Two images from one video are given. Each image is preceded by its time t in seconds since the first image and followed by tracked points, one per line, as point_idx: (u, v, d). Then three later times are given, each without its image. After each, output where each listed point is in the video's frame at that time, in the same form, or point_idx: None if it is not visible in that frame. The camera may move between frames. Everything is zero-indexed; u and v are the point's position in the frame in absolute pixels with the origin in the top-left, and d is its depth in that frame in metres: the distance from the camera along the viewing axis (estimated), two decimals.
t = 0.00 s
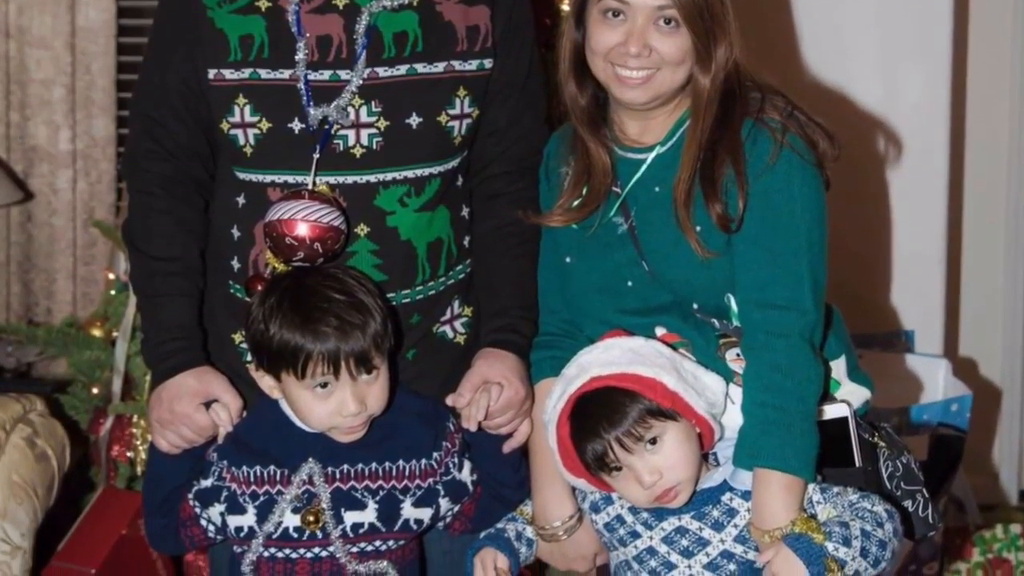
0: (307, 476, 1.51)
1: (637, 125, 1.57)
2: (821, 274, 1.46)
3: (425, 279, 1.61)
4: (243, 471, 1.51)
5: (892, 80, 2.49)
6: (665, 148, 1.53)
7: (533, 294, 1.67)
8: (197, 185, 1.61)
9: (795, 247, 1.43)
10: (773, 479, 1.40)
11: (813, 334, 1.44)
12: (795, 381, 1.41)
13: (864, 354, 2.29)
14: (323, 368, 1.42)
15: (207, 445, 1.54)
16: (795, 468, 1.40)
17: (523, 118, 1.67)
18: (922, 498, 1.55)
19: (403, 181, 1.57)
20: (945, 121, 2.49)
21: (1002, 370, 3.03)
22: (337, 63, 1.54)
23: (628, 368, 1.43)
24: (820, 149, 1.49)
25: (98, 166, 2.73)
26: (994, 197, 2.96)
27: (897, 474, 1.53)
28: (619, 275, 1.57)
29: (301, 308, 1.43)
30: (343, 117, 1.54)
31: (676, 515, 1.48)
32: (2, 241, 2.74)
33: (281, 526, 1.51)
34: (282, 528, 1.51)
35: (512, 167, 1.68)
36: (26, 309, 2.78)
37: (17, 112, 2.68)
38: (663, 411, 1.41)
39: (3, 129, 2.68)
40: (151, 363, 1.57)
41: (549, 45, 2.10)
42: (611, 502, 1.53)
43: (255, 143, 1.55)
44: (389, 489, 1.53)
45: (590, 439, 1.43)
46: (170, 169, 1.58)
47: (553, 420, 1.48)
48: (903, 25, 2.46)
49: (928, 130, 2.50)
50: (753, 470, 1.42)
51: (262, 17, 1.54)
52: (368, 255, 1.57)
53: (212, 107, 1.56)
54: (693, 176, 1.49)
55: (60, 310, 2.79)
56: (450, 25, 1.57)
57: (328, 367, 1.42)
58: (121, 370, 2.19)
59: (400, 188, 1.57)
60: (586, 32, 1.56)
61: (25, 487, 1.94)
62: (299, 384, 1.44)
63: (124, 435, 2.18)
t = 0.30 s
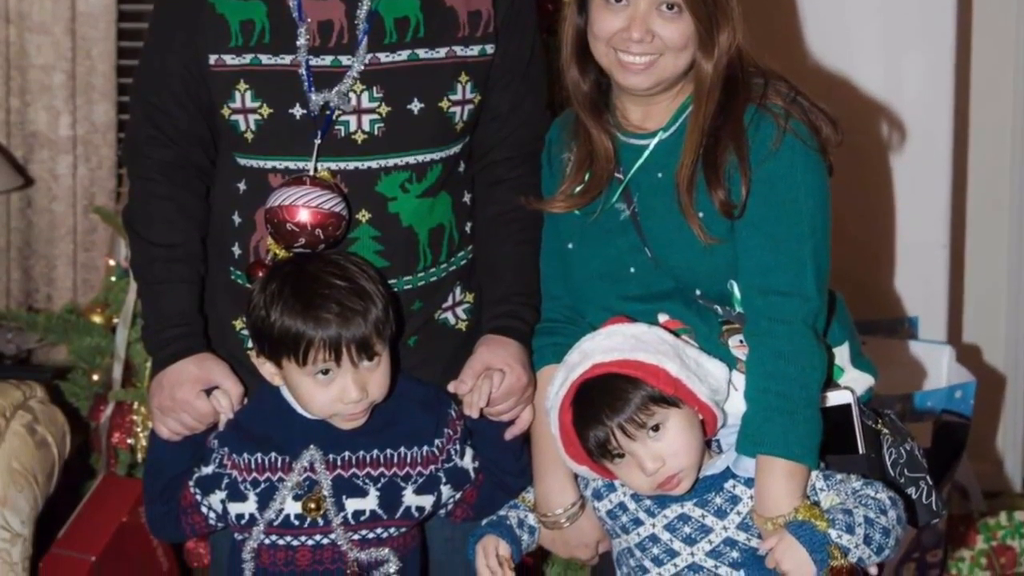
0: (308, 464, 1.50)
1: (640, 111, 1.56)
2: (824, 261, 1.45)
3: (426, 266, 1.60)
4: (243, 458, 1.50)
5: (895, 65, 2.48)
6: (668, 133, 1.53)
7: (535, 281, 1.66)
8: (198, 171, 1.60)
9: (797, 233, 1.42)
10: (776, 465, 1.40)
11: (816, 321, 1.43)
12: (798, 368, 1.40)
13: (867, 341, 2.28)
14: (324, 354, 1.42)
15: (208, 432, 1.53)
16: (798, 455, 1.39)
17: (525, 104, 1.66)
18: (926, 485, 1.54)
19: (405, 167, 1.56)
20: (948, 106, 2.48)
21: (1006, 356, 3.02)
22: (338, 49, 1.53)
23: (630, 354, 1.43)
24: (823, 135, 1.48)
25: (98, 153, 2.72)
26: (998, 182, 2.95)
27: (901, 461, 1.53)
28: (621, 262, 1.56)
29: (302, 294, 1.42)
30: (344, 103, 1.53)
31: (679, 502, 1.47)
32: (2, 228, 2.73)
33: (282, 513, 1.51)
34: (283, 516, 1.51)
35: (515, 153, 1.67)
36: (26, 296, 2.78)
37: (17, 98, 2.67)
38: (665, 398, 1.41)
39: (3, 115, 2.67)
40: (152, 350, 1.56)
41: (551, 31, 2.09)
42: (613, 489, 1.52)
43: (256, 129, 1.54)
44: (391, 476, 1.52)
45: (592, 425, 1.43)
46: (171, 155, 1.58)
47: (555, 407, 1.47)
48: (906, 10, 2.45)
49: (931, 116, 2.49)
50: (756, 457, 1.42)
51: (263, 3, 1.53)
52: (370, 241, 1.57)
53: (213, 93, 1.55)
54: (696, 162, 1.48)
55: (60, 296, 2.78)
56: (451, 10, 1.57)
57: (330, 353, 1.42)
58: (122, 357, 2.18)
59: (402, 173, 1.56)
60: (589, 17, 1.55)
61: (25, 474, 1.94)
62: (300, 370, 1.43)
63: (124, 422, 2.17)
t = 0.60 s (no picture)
0: (309, 451, 1.50)
1: (642, 97, 1.55)
2: (827, 247, 1.44)
3: (428, 252, 1.59)
4: (245, 445, 1.50)
5: (899, 51, 2.47)
6: (670, 119, 1.52)
7: (538, 267, 1.65)
8: (199, 157, 1.60)
9: (800, 219, 1.42)
10: (780, 453, 1.39)
11: (819, 308, 1.43)
12: (802, 355, 1.40)
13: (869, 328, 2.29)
14: (326, 341, 1.41)
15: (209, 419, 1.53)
16: (801, 442, 1.39)
17: (527, 90, 1.65)
18: (930, 473, 1.54)
19: (407, 153, 1.56)
20: (952, 91, 2.47)
21: (1010, 343, 3.01)
22: (339, 34, 1.52)
23: (632, 341, 1.42)
24: (826, 121, 1.47)
25: (99, 138, 2.72)
26: (1002, 169, 2.94)
27: (904, 448, 1.52)
28: (624, 248, 1.55)
29: (304, 280, 1.42)
30: (345, 89, 1.52)
31: (682, 489, 1.47)
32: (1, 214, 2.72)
33: (283, 501, 1.51)
34: (284, 503, 1.51)
35: (516, 138, 1.66)
36: (26, 283, 2.77)
37: (17, 84, 2.66)
38: (668, 385, 1.40)
39: (3, 101, 2.66)
40: (153, 337, 1.56)
41: (553, 16, 2.08)
42: (616, 476, 1.52)
43: (257, 115, 1.53)
44: (393, 463, 1.52)
45: (594, 412, 1.42)
46: (171, 141, 1.57)
47: (557, 394, 1.47)
48: None
49: (934, 101, 2.48)
50: (759, 444, 1.41)
51: None
52: (372, 228, 1.56)
53: (214, 79, 1.54)
54: (699, 147, 1.47)
55: (60, 283, 2.78)
56: None
57: (331, 340, 1.41)
58: (122, 343, 2.18)
59: (403, 159, 1.56)
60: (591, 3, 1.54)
61: (25, 462, 1.94)
62: (302, 357, 1.43)
63: (124, 409, 2.17)
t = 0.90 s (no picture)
0: (310, 438, 1.50)
1: (644, 83, 1.54)
2: (831, 234, 1.44)
3: (430, 239, 1.59)
4: (246, 432, 1.50)
5: (904, 36, 2.46)
6: (673, 105, 1.51)
7: (540, 254, 1.65)
8: (200, 142, 1.59)
9: (803, 206, 1.41)
10: (783, 440, 1.39)
11: (823, 295, 1.42)
12: (805, 342, 1.39)
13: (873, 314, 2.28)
14: (327, 328, 1.41)
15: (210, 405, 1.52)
16: (804, 429, 1.38)
17: (529, 76, 1.64)
18: (933, 460, 1.53)
19: (408, 139, 1.55)
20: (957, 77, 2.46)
21: (1014, 330, 3.00)
22: (340, 20, 1.51)
23: (635, 328, 1.42)
24: (829, 107, 1.46)
25: (99, 124, 2.71)
26: (1006, 155, 2.93)
27: (907, 435, 1.52)
28: (627, 235, 1.54)
29: (305, 267, 1.41)
30: (347, 75, 1.51)
31: (684, 477, 1.46)
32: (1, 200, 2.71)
33: (285, 488, 1.50)
34: (286, 490, 1.50)
35: (518, 125, 1.65)
36: (26, 269, 2.77)
37: (17, 70, 2.65)
38: (670, 372, 1.40)
39: (3, 87, 2.65)
40: (153, 323, 1.55)
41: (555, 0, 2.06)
42: (618, 463, 1.52)
43: (258, 101, 1.53)
44: (394, 451, 1.51)
45: (597, 399, 1.42)
46: (172, 127, 1.57)
47: (559, 381, 1.46)
48: None
49: (939, 87, 2.47)
50: (761, 431, 1.41)
51: None
52: (373, 214, 1.55)
53: (215, 65, 1.53)
54: (701, 133, 1.46)
55: (60, 269, 2.77)
56: None
57: (332, 327, 1.41)
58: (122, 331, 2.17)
59: (405, 145, 1.55)
60: None
61: (25, 449, 1.93)
62: (303, 344, 1.42)
63: (125, 396, 2.16)
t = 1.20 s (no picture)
0: (311, 425, 1.49)
1: (647, 68, 1.53)
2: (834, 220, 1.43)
3: (432, 225, 1.58)
4: (246, 420, 1.49)
5: (907, 21, 2.45)
6: (675, 91, 1.50)
7: (543, 240, 1.64)
8: (201, 128, 1.59)
9: (806, 192, 1.40)
10: (786, 427, 1.38)
11: (826, 282, 1.41)
12: (808, 329, 1.39)
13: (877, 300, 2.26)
14: (328, 314, 1.40)
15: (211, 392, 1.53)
16: (807, 416, 1.38)
17: (531, 61, 1.64)
18: (937, 447, 1.53)
19: (410, 124, 1.54)
20: (961, 62, 2.45)
21: (1018, 316, 3.00)
22: (342, 5, 1.50)
23: (637, 315, 1.41)
24: (832, 92, 1.45)
25: (99, 110, 2.70)
26: (1010, 141, 2.92)
27: (911, 422, 1.52)
28: (629, 221, 1.53)
29: (306, 254, 1.40)
30: (348, 60, 1.50)
31: (687, 464, 1.46)
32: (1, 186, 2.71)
33: (286, 475, 1.50)
34: (287, 478, 1.50)
35: (520, 110, 1.65)
36: (26, 256, 2.76)
37: (17, 55, 2.64)
38: (673, 359, 1.39)
39: (3, 72, 2.64)
40: (154, 309, 1.54)
41: None
42: (621, 451, 1.51)
43: (260, 87, 1.52)
44: (396, 438, 1.51)
45: (599, 386, 1.41)
46: (172, 113, 1.56)
47: (562, 368, 1.46)
48: None
49: (942, 73, 2.46)
50: (765, 418, 1.40)
51: None
52: (375, 200, 1.55)
53: (215, 50, 1.52)
54: (704, 120, 1.45)
55: (60, 256, 2.77)
56: None
57: (333, 313, 1.40)
58: (123, 318, 2.17)
59: (407, 131, 1.54)
60: None
61: (24, 436, 1.93)
62: (304, 331, 1.42)
63: (125, 383, 2.16)
